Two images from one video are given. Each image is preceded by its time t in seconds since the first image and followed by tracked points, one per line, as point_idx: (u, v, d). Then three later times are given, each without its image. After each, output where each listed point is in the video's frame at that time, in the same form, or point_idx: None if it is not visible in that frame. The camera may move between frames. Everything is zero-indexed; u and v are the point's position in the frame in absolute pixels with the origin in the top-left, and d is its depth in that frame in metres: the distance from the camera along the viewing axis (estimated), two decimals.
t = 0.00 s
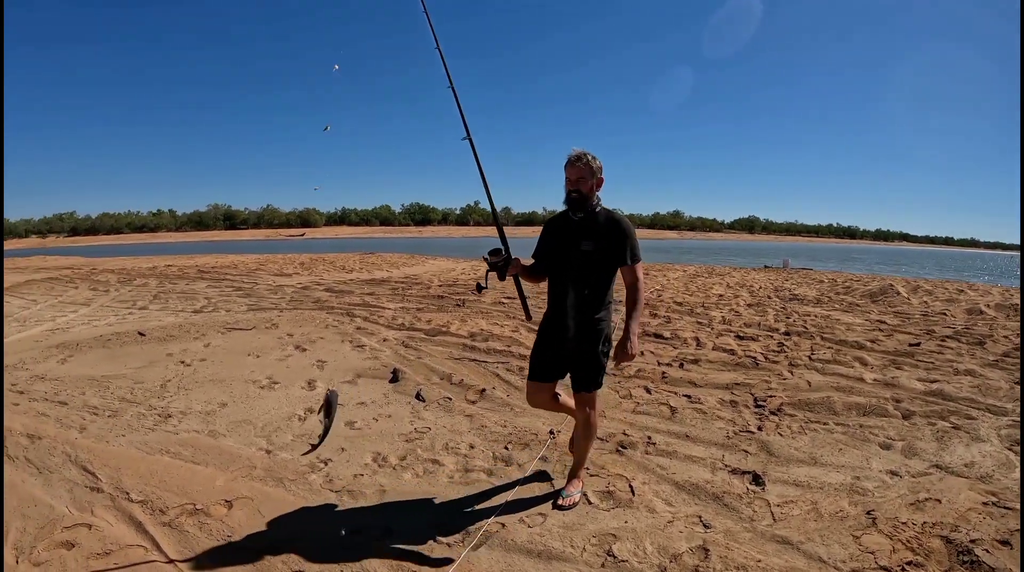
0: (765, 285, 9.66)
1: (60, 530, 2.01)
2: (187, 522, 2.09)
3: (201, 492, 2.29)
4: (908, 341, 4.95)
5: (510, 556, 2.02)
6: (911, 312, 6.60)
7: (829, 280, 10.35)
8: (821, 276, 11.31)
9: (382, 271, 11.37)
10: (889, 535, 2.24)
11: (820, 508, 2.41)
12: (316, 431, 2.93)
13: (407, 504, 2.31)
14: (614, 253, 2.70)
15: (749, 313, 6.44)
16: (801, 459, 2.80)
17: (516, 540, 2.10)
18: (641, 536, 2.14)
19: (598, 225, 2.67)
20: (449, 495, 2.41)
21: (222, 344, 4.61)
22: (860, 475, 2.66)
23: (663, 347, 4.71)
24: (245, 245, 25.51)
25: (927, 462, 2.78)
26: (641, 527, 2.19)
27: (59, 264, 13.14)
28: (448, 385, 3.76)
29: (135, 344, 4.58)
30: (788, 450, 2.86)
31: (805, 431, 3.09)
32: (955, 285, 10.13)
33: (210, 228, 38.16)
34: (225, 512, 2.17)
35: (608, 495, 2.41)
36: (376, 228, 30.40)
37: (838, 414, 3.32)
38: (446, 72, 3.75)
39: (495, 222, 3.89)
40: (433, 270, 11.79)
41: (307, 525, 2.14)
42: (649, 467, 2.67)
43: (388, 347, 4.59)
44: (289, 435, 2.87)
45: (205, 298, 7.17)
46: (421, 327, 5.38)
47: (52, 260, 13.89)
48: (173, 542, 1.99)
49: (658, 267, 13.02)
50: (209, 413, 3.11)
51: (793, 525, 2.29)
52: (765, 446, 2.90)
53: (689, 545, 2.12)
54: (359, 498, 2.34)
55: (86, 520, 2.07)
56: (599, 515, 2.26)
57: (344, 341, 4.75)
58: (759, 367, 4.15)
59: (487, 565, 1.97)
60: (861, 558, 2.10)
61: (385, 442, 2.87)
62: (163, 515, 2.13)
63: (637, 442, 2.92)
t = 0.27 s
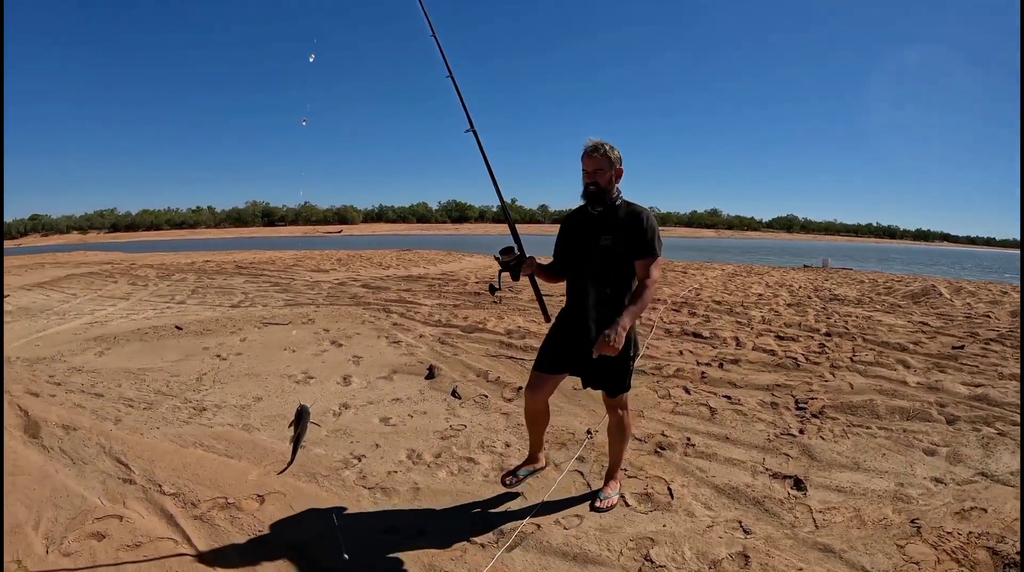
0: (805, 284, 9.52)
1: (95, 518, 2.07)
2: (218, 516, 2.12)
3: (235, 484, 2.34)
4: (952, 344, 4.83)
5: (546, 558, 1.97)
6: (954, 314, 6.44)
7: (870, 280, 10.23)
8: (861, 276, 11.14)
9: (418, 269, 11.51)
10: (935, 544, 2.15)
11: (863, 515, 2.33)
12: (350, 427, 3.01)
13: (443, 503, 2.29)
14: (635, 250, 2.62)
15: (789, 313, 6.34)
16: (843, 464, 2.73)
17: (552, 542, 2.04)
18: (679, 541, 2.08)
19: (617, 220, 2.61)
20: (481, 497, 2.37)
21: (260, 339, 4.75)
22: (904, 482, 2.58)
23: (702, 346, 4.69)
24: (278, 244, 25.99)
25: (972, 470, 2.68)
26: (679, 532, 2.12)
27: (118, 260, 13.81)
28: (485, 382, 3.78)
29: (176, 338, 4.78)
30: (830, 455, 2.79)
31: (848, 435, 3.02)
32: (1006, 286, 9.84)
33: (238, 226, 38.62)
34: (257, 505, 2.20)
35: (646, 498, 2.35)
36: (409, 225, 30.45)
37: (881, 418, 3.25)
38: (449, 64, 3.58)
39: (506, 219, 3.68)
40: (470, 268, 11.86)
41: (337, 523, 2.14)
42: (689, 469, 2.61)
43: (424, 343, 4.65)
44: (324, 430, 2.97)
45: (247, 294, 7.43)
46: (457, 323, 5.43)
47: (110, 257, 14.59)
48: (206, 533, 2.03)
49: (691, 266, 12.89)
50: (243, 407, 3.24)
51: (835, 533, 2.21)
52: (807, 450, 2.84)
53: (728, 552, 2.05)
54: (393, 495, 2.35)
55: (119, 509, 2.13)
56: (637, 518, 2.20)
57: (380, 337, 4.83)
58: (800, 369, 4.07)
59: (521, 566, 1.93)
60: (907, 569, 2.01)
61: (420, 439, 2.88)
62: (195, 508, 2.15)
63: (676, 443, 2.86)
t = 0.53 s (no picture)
0: (849, 286, 9.42)
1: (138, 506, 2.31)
2: (255, 508, 2.37)
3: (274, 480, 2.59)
4: (1000, 349, 4.74)
5: (586, 559, 1.99)
6: (1004, 317, 6.30)
7: (914, 283, 10.15)
8: (907, 278, 10.98)
9: (462, 266, 11.87)
10: (981, 557, 2.07)
11: (909, 524, 2.28)
12: (389, 423, 3.25)
13: (484, 503, 2.42)
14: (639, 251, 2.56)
15: (835, 314, 6.33)
16: (889, 471, 2.68)
17: (593, 544, 2.07)
18: (722, 546, 2.04)
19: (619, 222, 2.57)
20: (521, 497, 2.49)
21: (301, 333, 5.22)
22: (951, 490, 2.52)
23: (744, 346, 4.79)
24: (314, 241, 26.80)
25: None
26: (723, 536, 2.10)
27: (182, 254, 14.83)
28: (525, 379, 4.01)
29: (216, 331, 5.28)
30: (876, 460, 2.76)
31: (894, 441, 2.99)
32: None
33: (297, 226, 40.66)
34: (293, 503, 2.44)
35: (689, 500, 2.34)
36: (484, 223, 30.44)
37: (927, 424, 3.22)
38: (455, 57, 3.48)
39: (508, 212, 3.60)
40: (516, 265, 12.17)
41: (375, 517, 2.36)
42: (732, 472, 2.60)
43: (463, 340, 4.97)
44: (363, 425, 3.23)
45: (286, 289, 8.07)
46: (497, 321, 5.73)
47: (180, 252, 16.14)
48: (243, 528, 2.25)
49: (735, 265, 12.89)
50: (285, 401, 3.60)
51: (881, 541, 2.15)
52: (852, 455, 2.82)
53: (773, 558, 2.00)
54: (431, 492, 2.54)
55: (160, 500, 2.38)
56: (679, 521, 2.19)
57: (420, 333, 5.23)
58: (844, 372, 4.08)
59: (561, 567, 1.96)
60: None
61: (461, 436, 3.09)
62: (233, 500, 2.41)
63: (719, 446, 2.87)
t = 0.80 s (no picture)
0: (895, 289, 9.30)
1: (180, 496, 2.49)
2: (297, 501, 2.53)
3: (320, 473, 2.75)
4: None
5: (628, 561, 2.08)
6: None
7: (962, 286, 10.01)
8: (958, 281, 10.79)
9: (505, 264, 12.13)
10: None
11: (956, 534, 2.24)
12: (432, 419, 3.45)
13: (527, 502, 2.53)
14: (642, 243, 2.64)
15: (880, 318, 6.35)
16: (935, 479, 2.70)
17: (636, 545, 2.16)
18: (766, 551, 2.09)
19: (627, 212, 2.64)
20: (566, 496, 2.60)
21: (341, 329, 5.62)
22: (999, 500, 2.49)
23: (790, 348, 4.97)
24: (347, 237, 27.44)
25: None
26: (766, 541, 2.15)
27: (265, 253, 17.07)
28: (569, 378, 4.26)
29: (261, 325, 5.75)
30: (922, 468, 2.78)
31: (941, 448, 3.03)
32: None
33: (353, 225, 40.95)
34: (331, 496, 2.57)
35: (733, 503, 2.42)
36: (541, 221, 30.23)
37: (973, 432, 3.27)
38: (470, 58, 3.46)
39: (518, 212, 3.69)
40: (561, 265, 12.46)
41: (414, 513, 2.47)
42: (777, 476, 2.68)
43: (506, 339, 5.32)
44: (407, 421, 3.41)
45: (326, 285, 8.67)
46: (540, 319, 6.05)
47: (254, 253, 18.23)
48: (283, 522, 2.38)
49: (778, 267, 12.84)
50: (327, 395, 3.85)
51: (927, 551, 2.13)
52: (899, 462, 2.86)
53: (817, 563, 2.03)
54: (473, 489, 2.68)
55: (203, 490, 2.55)
56: (723, 524, 2.26)
57: (464, 330, 5.60)
58: (890, 377, 4.21)
59: (603, 566, 2.06)
60: None
61: (505, 434, 3.30)
62: (277, 493, 2.58)
63: (764, 450, 2.97)
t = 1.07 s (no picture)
0: (941, 293, 9.36)
1: (224, 488, 2.88)
2: (344, 491, 2.92)
3: (363, 468, 3.14)
4: None
5: (669, 562, 2.41)
6: None
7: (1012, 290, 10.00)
8: (1006, 285, 10.82)
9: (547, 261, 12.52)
10: None
11: (1001, 545, 2.44)
12: (475, 417, 3.89)
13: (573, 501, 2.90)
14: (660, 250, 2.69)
15: (927, 323, 6.68)
16: (980, 488, 2.97)
17: (681, 546, 2.49)
18: (809, 556, 2.39)
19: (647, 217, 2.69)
20: (608, 496, 2.94)
21: (386, 327, 6.18)
22: None
23: (837, 353, 5.35)
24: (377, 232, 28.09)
25: None
26: (809, 547, 2.45)
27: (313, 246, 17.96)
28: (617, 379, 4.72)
29: (303, 320, 6.45)
30: (967, 477, 3.06)
31: (986, 457, 3.31)
32: None
33: (379, 219, 41.72)
34: (380, 492, 2.93)
35: (777, 507, 2.76)
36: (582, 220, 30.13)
37: None
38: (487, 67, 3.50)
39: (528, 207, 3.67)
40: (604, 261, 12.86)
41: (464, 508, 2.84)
42: (821, 482, 3.02)
43: (548, 337, 5.88)
44: (450, 417, 3.88)
45: (369, 282, 9.44)
46: (583, 322, 6.60)
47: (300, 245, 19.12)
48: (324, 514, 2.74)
49: (819, 267, 12.94)
50: (372, 390, 4.36)
51: (969, 560, 2.37)
52: (943, 470, 3.16)
53: (859, 568, 2.33)
54: (517, 485, 3.07)
55: (248, 482, 2.96)
56: (767, 529, 2.58)
57: (507, 328, 6.21)
58: (937, 384, 4.53)
59: (645, 566, 2.38)
60: None
61: (552, 432, 3.72)
62: (323, 485, 2.97)
63: (809, 456, 3.32)
